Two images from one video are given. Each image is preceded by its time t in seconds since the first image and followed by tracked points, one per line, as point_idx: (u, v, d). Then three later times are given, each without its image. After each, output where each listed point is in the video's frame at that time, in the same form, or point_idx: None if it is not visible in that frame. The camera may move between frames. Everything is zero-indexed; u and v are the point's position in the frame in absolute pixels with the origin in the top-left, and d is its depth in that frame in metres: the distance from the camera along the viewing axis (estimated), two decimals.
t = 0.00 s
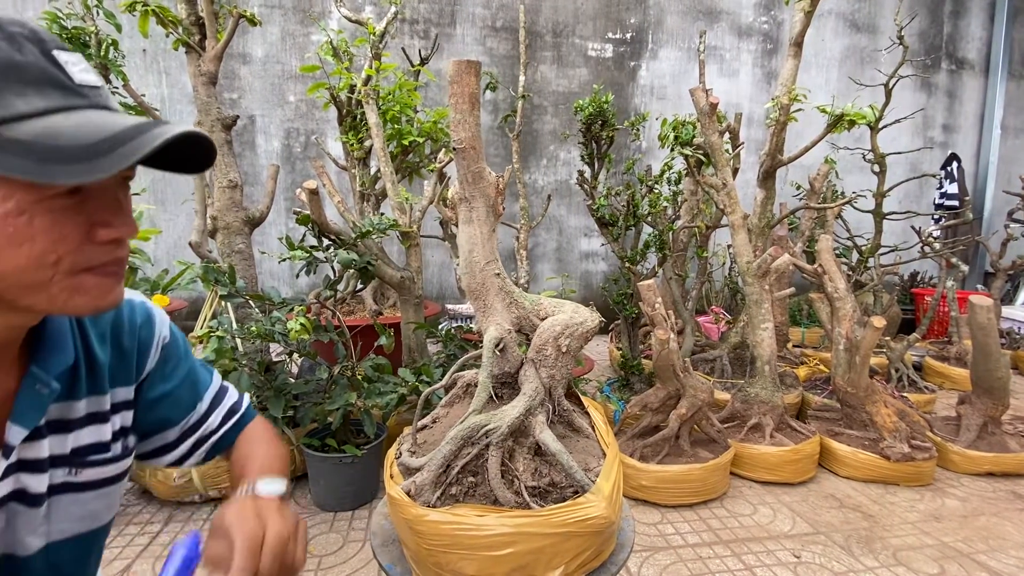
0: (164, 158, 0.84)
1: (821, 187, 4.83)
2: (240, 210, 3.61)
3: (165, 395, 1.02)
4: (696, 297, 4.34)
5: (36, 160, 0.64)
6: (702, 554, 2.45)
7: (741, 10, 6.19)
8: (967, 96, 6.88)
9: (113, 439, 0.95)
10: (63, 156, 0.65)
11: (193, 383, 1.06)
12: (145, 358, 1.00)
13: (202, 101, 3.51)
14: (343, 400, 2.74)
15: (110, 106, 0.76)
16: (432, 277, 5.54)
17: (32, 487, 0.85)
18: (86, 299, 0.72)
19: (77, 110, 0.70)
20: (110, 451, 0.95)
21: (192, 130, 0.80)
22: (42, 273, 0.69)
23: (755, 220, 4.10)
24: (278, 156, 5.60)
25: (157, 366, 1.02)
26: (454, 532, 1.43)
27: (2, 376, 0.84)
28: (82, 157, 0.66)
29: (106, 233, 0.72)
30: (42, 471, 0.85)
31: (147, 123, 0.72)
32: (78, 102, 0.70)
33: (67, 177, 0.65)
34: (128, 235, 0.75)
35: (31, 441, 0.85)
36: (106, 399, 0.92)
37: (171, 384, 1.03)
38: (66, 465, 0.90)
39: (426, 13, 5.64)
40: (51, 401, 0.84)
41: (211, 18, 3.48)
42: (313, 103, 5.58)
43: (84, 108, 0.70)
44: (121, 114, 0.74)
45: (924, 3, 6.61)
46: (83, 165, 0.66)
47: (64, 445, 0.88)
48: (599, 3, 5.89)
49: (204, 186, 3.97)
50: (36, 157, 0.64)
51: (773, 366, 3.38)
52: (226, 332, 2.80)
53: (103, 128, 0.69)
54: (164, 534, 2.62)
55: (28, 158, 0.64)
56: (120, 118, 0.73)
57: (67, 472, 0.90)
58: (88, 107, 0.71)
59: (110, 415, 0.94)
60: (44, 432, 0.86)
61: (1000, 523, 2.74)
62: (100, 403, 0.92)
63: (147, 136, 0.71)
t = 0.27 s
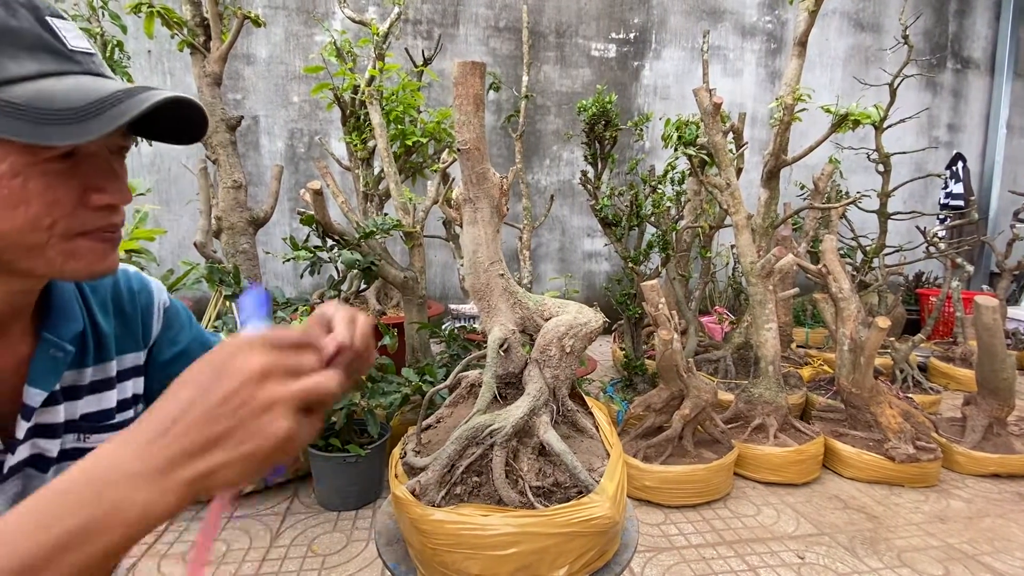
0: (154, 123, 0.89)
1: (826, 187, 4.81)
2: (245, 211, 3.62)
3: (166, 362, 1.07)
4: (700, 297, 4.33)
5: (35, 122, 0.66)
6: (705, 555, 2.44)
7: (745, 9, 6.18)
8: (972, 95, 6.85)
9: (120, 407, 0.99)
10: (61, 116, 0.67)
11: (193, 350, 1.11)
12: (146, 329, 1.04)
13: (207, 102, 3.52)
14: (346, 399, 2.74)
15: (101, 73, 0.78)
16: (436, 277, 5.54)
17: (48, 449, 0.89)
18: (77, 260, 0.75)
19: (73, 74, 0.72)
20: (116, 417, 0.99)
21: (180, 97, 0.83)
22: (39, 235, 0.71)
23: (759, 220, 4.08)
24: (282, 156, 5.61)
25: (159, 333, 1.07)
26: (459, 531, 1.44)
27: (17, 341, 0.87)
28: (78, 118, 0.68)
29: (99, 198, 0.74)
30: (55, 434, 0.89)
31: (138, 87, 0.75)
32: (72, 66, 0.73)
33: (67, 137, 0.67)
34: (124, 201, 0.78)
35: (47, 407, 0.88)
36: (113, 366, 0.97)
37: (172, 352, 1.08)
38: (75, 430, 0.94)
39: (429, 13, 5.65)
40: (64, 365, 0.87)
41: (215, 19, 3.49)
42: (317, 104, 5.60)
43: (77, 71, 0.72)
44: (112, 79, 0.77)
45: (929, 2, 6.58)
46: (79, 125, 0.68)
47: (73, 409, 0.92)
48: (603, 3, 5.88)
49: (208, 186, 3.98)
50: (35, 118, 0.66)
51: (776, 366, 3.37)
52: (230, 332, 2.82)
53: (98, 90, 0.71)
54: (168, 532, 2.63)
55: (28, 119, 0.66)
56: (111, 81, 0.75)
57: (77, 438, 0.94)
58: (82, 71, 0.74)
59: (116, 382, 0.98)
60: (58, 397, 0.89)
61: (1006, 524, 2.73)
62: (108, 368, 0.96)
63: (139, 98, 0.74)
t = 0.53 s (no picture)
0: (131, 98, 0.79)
1: (829, 187, 4.80)
2: (248, 211, 3.63)
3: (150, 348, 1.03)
4: (703, 297, 4.32)
5: None
6: (709, 555, 2.44)
7: (748, 9, 6.17)
8: (977, 95, 6.82)
9: (110, 398, 0.94)
10: (23, 98, 0.61)
11: (178, 335, 1.06)
12: (124, 314, 0.99)
13: (211, 102, 3.53)
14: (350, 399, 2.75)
15: (69, 43, 0.71)
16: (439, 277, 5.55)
17: (45, 450, 0.82)
18: (52, 254, 0.69)
19: (39, 47, 0.65)
20: (108, 407, 0.94)
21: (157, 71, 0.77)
22: (12, 228, 0.65)
23: (762, 220, 4.07)
24: (286, 157, 5.62)
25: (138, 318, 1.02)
26: (462, 531, 1.44)
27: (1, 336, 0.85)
28: (45, 100, 0.61)
29: (75, 184, 0.68)
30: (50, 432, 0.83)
31: (113, 62, 0.68)
32: (37, 39, 0.66)
33: (31, 122, 0.61)
34: (102, 186, 0.73)
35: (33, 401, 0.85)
36: (98, 356, 0.91)
37: (155, 336, 1.03)
38: (64, 426, 0.90)
39: (432, 14, 5.65)
40: (58, 358, 0.83)
41: (219, 20, 3.50)
42: (320, 104, 5.61)
43: (43, 44, 0.66)
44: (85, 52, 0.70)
45: (934, 1, 6.56)
46: (45, 109, 0.61)
47: (59, 403, 0.87)
48: (605, 3, 5.88)
49: (212, 187, 4.00)
50: None
51: (780, 367, 3.35)
52: (235, 333, 2.83)
53: (67, 67, 0.64)
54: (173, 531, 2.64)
55: None
56: (83, 54, 0.68)
57: (69, 433, 0.90)
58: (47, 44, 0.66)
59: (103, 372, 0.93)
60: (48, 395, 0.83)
61: (1011, 526, 2.71)
62: (93, 359, 0.90)
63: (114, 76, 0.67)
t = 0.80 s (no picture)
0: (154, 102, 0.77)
1: (833, 187, 4.78)
2: (252, 211, 3.64)
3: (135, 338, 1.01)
4: (706, 297, 4.31)
5: (11, 109, 0.58)
6: (711, 556, 2.43)
7: (751, 8, 6.16)
8: (982, 94, 6.79)
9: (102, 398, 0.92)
10: (43, 103, 0.59)
11: (164, 320, 1.03)
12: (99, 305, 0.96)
13: (215, 103, 3.54)
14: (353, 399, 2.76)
15: (75, 29, 0.68)
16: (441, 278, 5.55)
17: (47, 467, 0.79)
18: (58, 265, 0.67)
19: (53, 45, 0.63)
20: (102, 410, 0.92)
21: (187, 67, 0.74)
22: (20, 241, 0.63)
23: (765, 220, 4.06)
24: (289, 157, 5.63)
25: (117, 308, 0.99)
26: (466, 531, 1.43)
27: None
28: (64, 105, 0.60)
29: (84, 190, 0.66)
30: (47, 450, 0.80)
31: (132, 63, 0.66)
32: (51, 35, 0.64)
33: (50, 131, 0.59)
34: (111, 189, 0.70)
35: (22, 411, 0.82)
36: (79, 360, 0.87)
37: (136, 325, 1.01)
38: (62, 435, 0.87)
39: (435, 14, 5.65)
40: (47, 370, 0.79)
41: (223, 21, 3.51)
42: (323, 104, 5.62)
43: (57, 40, 0.64)
44: (98, 46, 0.68)
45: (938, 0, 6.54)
46: (64, 115, 0.60)
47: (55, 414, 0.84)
48: (608, 3, 5.87)
49: (216, 187, 4.01)
50: (11, 104, 0.58)
51: (783, 367, 3.34)
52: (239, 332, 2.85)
53: (84, 70, 0.62)
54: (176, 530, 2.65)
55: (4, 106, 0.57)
56: (100, 52, 0.66)
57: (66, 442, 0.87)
58: (57, 34, 0.65)
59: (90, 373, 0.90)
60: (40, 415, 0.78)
61: (1016, 528, 2.70)
62: (73, 365, 0.86)
63: (133, 79, 0.65)
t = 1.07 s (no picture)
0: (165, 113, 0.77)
1: (836, 186, 4.77)
2: (254, 211, 3.64)
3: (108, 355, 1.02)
4: (708, 298, 4.30)
5: (21, 122, 0.58)
6: (713, 557, 2.43)
7: (754, 8, 6.15)
8: (986, 93, 6.77)
9: (77, 415, 0.92)
10: (56, 120, 0.60)
11: (136, 340, 1.04)
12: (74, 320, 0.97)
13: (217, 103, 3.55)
14: (355, 399, 2.79)
15: (81, 34, 0.70)
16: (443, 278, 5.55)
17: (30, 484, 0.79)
18: (54, 280, 0.68)
19: (66, 57, 0.64)
20: (78, 430, 0.91)
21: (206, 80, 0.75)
22: (14, 256, 0.63)
23: (768, 220, 4.04)
24: (291, 157, 5.64)
25: (90, 324, 1.00)
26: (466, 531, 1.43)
27: None
28: (77, 121, 0.61)
29: (81, 204, 0.67)
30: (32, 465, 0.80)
31: (145, 77, 0.67)
32: (61, 46, 0.64)
33: (60, 147, 0.60)
34: (109, 201, 0.71)
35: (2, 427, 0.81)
36: (61, 373, 0.87)
37: (109, 342, 1.02)
38: (40, 452, 0.87)
39: (437, 14, 5.66)
40: (35, 381, 0.79)
41: (226, 21, 3.51)
42: (326, 105, 5.63)
43: (66, 52, 0.64)
44: (108, 56, 0.68)
45: None
46: (77, 132, 0.61)
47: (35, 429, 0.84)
48: (611, 3, 5.87)
49: (218, 187, 4.02)
50: (25, 119, 0.58)
51: (786, 368, 3.33)
52: (241, 332, 2.86)
53: (96, 86, 0.63)
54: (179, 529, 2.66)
55: (13, 120, 0.58)
56: (114, 64, 0.67)
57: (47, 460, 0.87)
58: (63, 41, 0.65)
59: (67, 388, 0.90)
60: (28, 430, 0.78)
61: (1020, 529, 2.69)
62: (56, 378, 0.86)
63: (146, 95, 0.66)
